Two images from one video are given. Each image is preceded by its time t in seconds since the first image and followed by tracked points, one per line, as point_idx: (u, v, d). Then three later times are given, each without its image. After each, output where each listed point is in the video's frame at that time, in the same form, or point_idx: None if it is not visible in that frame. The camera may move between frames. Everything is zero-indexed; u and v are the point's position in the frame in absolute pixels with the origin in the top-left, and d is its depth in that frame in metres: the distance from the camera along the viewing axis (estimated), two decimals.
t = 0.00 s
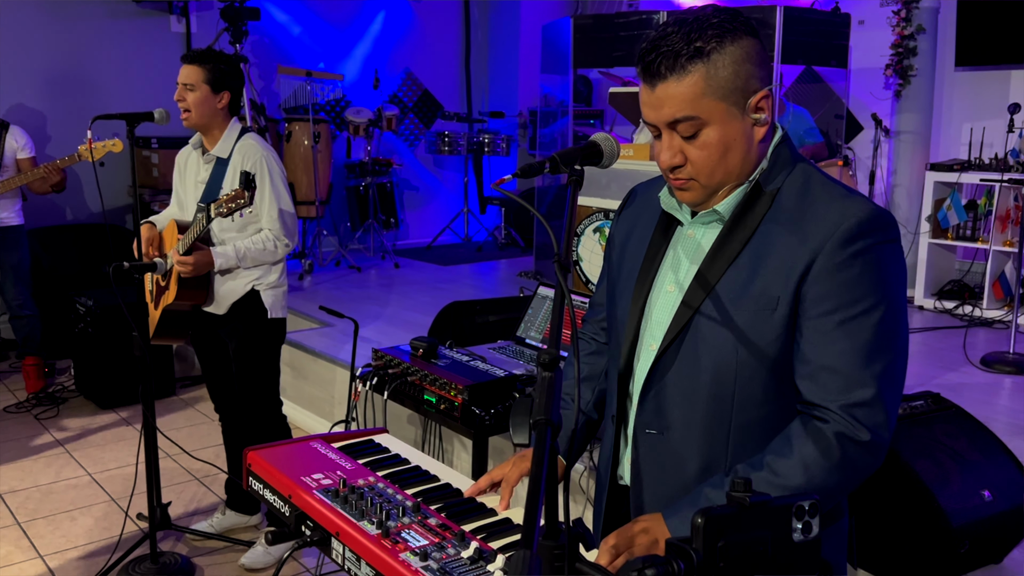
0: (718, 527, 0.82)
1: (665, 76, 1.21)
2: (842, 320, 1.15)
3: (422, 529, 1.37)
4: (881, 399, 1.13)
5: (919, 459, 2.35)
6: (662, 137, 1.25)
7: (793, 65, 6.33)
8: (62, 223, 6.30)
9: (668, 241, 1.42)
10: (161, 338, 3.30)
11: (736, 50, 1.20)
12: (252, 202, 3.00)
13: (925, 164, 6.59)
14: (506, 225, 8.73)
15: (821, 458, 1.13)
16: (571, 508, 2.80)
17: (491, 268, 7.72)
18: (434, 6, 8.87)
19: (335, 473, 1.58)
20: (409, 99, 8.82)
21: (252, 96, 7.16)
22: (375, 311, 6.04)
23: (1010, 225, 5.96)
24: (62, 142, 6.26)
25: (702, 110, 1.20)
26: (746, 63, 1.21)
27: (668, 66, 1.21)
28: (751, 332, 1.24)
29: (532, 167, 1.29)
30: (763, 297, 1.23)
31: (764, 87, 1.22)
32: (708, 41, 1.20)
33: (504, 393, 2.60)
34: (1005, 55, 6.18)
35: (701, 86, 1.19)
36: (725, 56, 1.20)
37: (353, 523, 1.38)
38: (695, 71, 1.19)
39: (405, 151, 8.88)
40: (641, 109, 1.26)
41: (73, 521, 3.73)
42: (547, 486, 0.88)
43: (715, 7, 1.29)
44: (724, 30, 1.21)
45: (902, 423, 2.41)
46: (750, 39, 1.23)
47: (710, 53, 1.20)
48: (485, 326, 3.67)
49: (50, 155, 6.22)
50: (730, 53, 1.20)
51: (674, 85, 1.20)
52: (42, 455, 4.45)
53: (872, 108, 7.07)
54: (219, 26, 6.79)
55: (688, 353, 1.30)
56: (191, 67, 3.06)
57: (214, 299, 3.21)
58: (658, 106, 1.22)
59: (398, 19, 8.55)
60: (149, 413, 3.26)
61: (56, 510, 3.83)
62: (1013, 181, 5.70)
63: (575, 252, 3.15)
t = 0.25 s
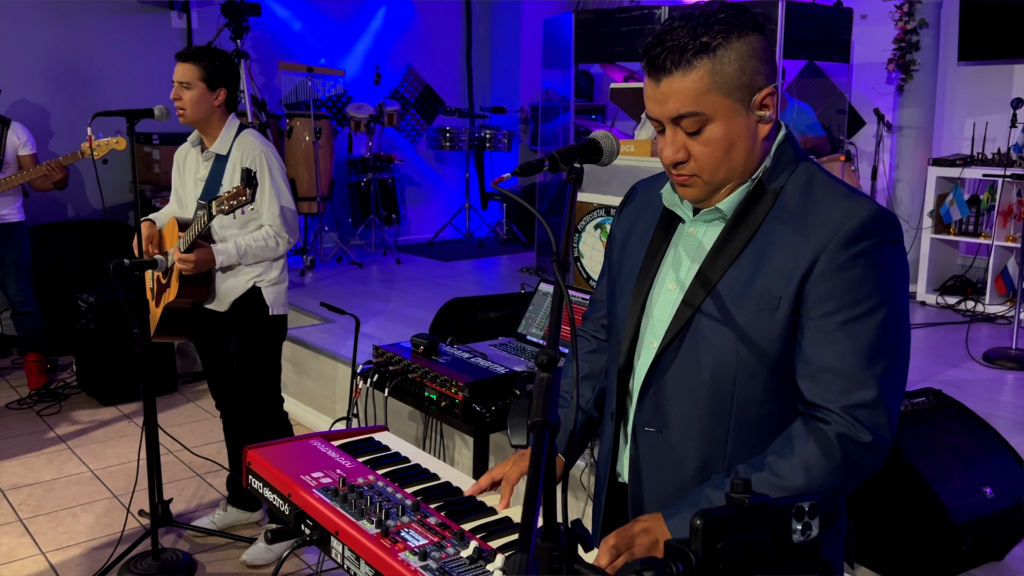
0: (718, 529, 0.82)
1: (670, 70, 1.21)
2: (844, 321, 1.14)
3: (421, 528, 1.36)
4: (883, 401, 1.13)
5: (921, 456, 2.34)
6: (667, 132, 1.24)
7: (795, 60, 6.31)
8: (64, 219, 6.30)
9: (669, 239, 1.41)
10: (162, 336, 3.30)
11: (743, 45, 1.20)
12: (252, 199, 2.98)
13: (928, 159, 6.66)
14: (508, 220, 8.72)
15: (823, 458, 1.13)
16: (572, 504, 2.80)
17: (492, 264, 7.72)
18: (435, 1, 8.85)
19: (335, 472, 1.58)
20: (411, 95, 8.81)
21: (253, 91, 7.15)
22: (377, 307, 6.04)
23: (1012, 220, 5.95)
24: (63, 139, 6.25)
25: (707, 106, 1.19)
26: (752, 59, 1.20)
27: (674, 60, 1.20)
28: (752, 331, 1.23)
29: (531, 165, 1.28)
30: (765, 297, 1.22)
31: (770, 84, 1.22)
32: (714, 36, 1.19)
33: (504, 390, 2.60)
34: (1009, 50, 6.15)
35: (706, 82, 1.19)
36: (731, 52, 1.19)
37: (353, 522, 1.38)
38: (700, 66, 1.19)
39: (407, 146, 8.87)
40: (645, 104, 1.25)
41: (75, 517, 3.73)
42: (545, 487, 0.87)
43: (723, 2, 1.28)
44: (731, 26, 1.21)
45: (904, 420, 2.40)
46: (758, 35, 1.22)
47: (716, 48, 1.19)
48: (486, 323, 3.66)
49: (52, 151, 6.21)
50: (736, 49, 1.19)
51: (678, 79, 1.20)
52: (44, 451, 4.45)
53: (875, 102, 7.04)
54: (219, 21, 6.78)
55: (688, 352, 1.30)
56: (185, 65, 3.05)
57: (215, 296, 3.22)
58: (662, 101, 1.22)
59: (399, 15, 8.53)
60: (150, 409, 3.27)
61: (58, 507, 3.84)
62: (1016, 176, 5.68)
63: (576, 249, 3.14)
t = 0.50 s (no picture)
0: (718, 531, 0.81)
1: (670, 69, 1.20)
2: (846, 319, 1.13)
3: (422, 527, 1.36)
4: (886, 400, 1.12)
5: (924, 453, 2.33)
6: (667, 131, 1.24)
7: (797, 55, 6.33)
8: (66, 216, 6.30)
9: (672, 237, 1.40)
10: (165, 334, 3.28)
11: (743, 43, 1.19)
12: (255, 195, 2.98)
13: (930, 155, 6.54)
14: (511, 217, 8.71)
15: (825, 458, 1.12)
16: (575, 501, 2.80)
17: (495, 260, 7.71)
18: None
19: (335, 471, 1.57)
20: (413, 91, 8.80)
21: (255, 88, 7.15)
22: (379, 304, 6.03)
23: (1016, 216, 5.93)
24: (66, 136, 6.25)
25: (708, 104, 1.19)
26: (753, 56, 1.19)
27: (674, 58, 1.19)
28: (754, 329, 1.22)
29: (532, 163, 1.27)
30: (767, 295, 1.22)
31: (770, 81, 1.21)
32: (714, 34, 1.19)
33: (506, 388, 2.59)
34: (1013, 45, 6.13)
35: (706, 80, 1.18)
36: (731, 49, 1.18)
37: (353, 521, 1.38)
38: (700, 64, 1.18)
39: (409, 142, 8.86)
40: (645, 102, 1.24)
41: (78, 514, 3.74)
42: (545, 489, 0.87)
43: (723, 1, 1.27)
44: (731, 23, 1.20)
45: (907, 417, 2.40)
46: (758, 32, 1.21)
47: (716, 46, 1.18)
48: (488, 320, 3.66)
49: (53, 147, 6.20)
50: (736, 46, 1.19)
51: (678, 78, 1.19)
52: (46, 448, 4.46)
53: (878, 98, 7.07)
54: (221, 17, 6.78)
55: (691, 351, 1.29)
56: (184, 62, 3.05)
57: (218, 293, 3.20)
58: (663, 99, 1.21)
59: (401, 10, 8.52)
60: (152, 406, 3.27)
61: (61, 503, 3.84)
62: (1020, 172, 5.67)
63: (578, 245, 3.14)
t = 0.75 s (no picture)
0: (721, 532, 0.80)
1: (670, 70, 1.19)
2: (852, 319, 1.12)
3: (424, 525, 1.35)
4: (892, 400, 1.11)
5: (929, 451, 2.32)
6: (669, 132, 1.23)
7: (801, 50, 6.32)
8: (71, 211, 6.31)
9: (677, 235, 1.39)
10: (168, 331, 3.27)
11: (744, 42, 1.18)
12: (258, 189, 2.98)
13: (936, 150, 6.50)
14: (515, 212, 8.70)
15: (831, 458, 1.11)
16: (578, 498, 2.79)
17: (498, 256, 7.70)
18: None
19: (338, 468, 1.57)
20: (417, 86, 8.78)
21: (259, 83, 7.13)
22: (383, 300, 6.03)
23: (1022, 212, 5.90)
24: (71, 132, 6.24)
25: (709, 105, 1.17)
26: (754, 55, 1.18)
27: (673, 60, 1.18)
28: (759, 328, 1.21)
29: (533, 161, 1.27)
30: (772, 294, 1.21)
31: (773, 79, 1.20)
32: (714, 34, 1.17)
33: (509, 384, 2.59)
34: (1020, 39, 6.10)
35: (706, 81, 1.17)
36: (732, 48, 1.17)
37: (355, 519, 1.37)
38: (700, 65, 1.17)
39: (413, 138, 8.85)
40: (647, 104, 1.23)
41: (82, 510, 3.75)
42: (546, 489, 0.86)
43: None
44: (730, 22, 1.19)
45: (912, 415, 2.38)
46: (759, 29, 1.20)
47: (716, 46, 1.17)
48: (491, 316, 3.65)
49: (59, 144, 6.20)
50: (737, 45, 1.17)
51: (680, 79, 1.18)
52: (51, 443, 4.47)
53: (883, 93, 7.02)
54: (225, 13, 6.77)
55: (695, 349, 1.28)
56: (186, 57, 3.04)
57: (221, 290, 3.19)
58: (664, 101, 1.20)
59: (405, 5, 8.50)
60: (155, 402, 3.26)
61: (65, 499, 3.85)
62: None
63: (582, 241, 3.14)
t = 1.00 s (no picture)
0: (722, 533, 0.80)
1: (676, 62, 1.18)
2: (857, 318, 1.12)
3: (425, 524, 1.35)
4: (896, 400, 1.10)
5: (933, 450, 2.31)
6: (672, 124, 1.22)
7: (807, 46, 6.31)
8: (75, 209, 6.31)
9: (682, 233, 1.38)
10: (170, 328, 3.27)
11: (751, 40, 1.17)
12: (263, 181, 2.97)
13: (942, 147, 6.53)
14: (519, 209, 8.69)
15: (836, 460, 1.10)
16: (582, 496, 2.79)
17: (503, 253, 7.69)
18: None
19: (339, 467, 1.56)
20: (421, 83, 8.77)
21: (263, 80, 7.13)
22: (386, 297, 6.03)
23: None
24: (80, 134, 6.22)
25: (710, 101, 1.17)
26: (761, 54, 1.17)
27: (678, 53, 1.18)
28: (764, 327, 1.20)
29: (535, 157, 1.26)
30: (778, 292, 1.20)
31: (778, 80, 1.18)
32: (722, 30, 1.17)
33: (512, 382, 2.58)
34: None
35: (710, 76, 1.16)
36: (738, 47, 1.16)
37: (356, 518, 1.37)
38: (705, 61, 1.16)
39: (417, 135, 8.85)
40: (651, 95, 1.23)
41: (86, 506, 3.75)
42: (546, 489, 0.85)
43: None
44: (741, 19, 1.17)
45: (917, 413, 2.37)
46: (769, 28, 1.18)
47: (722, 42, 1.16)
48: (495, 313, 3.63)
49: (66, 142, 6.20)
50: (743, 44, 1.16)
51: (684, 73, 1.17)
52: (55, 440, 4.47)
53: (889, 90, 6.97)
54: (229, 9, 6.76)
55: (700, 348, 1.27)
56: (190, 53, 3.04)
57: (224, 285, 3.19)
58: (667, 93, 1.20)
59: (409, 2, 8.49)
60: (159, 400, 3.27)
61: (69, 495, 3.86)
62: None
63: (586, 238, 3.14)
